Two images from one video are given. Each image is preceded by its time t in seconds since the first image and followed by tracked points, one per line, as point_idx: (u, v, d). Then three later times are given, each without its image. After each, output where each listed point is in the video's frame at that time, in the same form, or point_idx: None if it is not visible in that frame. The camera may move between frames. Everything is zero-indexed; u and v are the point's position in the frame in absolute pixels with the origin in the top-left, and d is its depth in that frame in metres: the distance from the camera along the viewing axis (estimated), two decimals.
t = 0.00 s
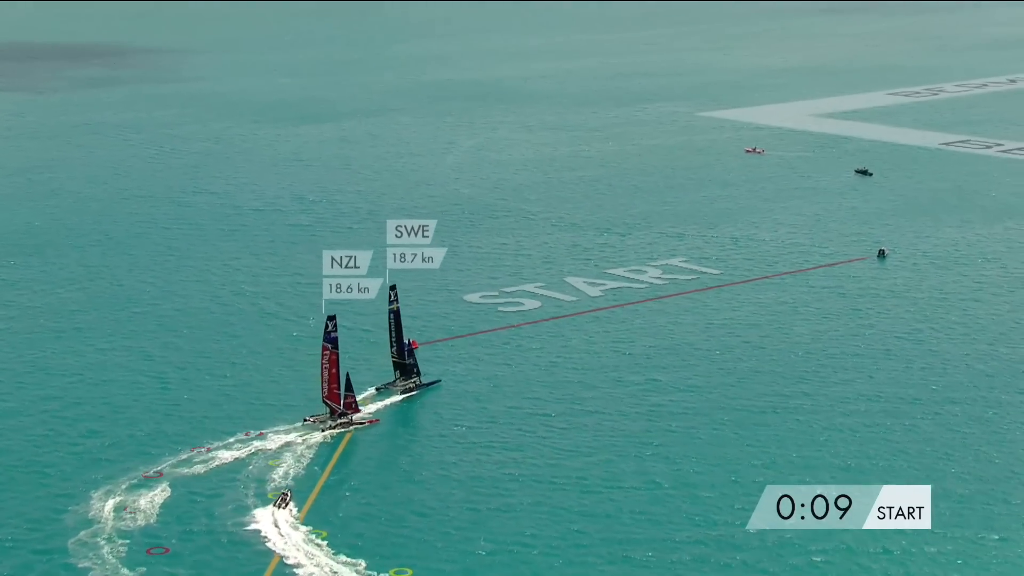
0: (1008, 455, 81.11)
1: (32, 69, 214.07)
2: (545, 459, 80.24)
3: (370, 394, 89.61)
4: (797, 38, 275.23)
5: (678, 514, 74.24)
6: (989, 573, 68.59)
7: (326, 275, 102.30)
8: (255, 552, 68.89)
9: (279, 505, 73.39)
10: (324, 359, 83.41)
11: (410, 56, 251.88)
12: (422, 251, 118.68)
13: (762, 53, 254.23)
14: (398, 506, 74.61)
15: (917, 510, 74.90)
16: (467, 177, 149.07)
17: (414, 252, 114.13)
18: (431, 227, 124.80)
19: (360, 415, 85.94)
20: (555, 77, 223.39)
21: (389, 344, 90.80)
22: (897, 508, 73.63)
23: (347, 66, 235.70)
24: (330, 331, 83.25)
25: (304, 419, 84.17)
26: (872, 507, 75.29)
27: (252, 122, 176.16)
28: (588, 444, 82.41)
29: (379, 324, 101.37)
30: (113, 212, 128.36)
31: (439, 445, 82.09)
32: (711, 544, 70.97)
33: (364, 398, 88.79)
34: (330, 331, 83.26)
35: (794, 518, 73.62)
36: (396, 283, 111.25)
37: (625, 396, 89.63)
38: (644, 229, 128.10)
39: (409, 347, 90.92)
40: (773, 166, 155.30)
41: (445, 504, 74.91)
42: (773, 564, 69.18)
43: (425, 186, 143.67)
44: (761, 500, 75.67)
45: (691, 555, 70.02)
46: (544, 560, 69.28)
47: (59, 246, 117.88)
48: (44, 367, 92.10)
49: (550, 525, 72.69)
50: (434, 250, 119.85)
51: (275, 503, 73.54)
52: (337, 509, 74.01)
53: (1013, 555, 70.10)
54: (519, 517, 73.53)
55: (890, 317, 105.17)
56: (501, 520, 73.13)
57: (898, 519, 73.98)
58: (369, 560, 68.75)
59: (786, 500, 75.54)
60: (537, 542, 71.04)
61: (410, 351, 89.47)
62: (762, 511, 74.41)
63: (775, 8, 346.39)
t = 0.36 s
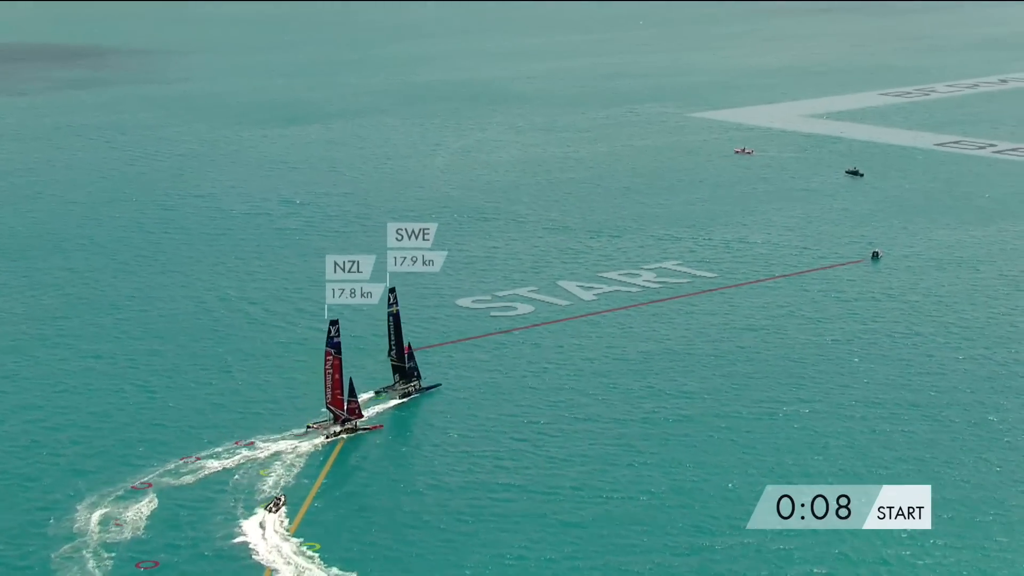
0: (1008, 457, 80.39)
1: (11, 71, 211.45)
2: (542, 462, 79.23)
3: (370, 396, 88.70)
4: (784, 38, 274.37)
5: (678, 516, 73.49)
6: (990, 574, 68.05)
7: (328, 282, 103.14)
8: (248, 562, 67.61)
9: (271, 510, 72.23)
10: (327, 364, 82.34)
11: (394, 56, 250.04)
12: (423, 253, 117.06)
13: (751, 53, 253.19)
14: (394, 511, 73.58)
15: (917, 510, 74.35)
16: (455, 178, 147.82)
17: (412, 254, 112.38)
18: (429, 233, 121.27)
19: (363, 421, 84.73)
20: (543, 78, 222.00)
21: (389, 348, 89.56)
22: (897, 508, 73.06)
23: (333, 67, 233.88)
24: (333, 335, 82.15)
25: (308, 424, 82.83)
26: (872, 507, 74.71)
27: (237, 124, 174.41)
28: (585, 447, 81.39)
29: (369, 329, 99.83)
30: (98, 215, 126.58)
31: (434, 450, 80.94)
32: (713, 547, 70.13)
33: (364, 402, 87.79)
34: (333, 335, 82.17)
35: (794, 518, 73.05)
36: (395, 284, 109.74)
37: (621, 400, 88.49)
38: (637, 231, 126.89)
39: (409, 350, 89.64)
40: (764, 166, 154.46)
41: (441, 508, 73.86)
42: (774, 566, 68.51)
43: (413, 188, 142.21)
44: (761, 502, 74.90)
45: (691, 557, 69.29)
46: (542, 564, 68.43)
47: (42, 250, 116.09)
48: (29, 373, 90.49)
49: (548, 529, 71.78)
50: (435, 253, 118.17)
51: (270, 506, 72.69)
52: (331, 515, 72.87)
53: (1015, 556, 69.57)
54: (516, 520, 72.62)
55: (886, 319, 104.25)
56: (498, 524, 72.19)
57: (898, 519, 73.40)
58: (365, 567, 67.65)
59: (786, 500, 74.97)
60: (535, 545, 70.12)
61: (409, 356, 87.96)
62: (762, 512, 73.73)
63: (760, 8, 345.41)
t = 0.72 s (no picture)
0: (1009, 459, 79.38)
1: None
2: (538, 467, 77.93)
3: (370, 400, 87.77)
4: (773, 37, 273.32)
5: (676, 518, 72.47)
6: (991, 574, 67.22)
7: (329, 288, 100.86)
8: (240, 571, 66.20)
9: (264, 514, 71.20)
10: (330, 369, 80.15)
11: (381, 57, 248.16)
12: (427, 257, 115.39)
13: (740, 53, 251.95)
14: (387, 518, 72.24)
15: (917, 510, 73.51)
16: (445, 179, 146.37)
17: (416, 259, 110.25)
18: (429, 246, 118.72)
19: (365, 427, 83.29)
20: (532, 78, 220.46)
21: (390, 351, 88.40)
22: (897, 508, 72.25)
23: (320, 67, 231.89)
24: (336, 340, 80.14)
25: (314, 430, 81.45)
26: (872, 507, 73.87)
27: (223, 125, 172.58)
28: (581, 451, 80.11)
29: (359, 333, 98.16)
30: (82, 218, 124.69)
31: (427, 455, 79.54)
32: (710, 552, 69.10)
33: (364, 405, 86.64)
34: (337, 340, 80.15)
35: (794, 518, 72.27)
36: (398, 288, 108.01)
37: (617, 404, 87.11)
38: (629, 233, 125.43)
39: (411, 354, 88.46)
40: (756, 167, 153.34)
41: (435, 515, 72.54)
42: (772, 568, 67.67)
43: (403, 190, 140.74)
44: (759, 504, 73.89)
45: (690, 561, 68.32)
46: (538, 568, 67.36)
47: (26, 254, 114.32)
48: (13, 379, 88.82)
49: (543, 533, 70.66)
50: (438, 257, 116.51)
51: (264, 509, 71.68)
52: (323, 521, 71.54)
53: (1016, 557, 68.75)
54: (512, 525, 71.45)
55: (883, 321, 103.13)
56: (493, 529, 71.02)
57: (898, 519, 72.57)
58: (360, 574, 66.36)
59: (786, 500, 74.19)
60: (531, 550, 69.01)
61: (410, 359, 86.66)
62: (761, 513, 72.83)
63: (748, 8, 343.92)
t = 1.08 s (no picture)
0: (1009, 459, 78.52)
1: None
2: (532, 472, 76.73)
3: (369, 401, 87.06)
4: (762, 36, 271.84)
5: (674, 521, 71.51)
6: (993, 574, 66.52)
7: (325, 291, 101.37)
8: None
9: (257, 517, 70.46)
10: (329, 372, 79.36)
11: (367, 56, 246.05)
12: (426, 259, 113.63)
13: (727, 52, 250.97)
14: (379, 524, 70.98)
15: (917, 510, 72.78)
16: (434, 180, 144.94)
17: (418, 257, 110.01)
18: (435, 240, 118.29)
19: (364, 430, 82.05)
20: (518, 78, 218.90)
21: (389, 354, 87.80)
22: (897, 508, 71.56)
23: (305, 66, 229.78)
24: (334, 343, 79.37)
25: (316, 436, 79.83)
26: (872, 507, 73.18)
27: (208, 125, 170.82)
28: (576, 455, 78.88)
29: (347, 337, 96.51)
30: (64, 220, 122.66)
31: (420, 460, 78.30)
32: (709, 556, 68.12)
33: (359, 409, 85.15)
34: (334, 343, 79.37)
35: (794, 519, 71.63)
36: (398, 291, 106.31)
37: (611, 407, 85.80)
38: (619, 234, 124.04)
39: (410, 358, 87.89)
40: (748, 166, 152.24)
41: (429, 521, 71.30)
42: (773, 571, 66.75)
43: (392, 190, 139.28)
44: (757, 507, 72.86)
45: (689, 566, 67.33)
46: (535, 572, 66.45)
47: (9, 255, 112.55)
48: None
49: (539, 538, 69.59)
50: (438, 259, 114.68)
51: (256, 513, 70.71)
52: (315, 528, 70.22)
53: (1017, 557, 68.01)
54: (508, 530, 70.38)
55: (877, 321, 102.05)
56: (488, 535, 69.92)
57: (898, 519, 71.89)
58: None
59: (786, 500, 73.49)
60: (527, 555, 67.97)
61: (409, 361, 85.91)
62: (760, 516, 71.89)
63: (735, 7, 342.24)
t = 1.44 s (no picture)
0: (1006, 460, 77.82)
1: None
2: (524, 475, 75.62)
3: (365, 404, 86.14)
4: (747, 35, 270.47)
5: (669, 523, 70.68)
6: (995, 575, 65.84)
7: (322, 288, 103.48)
8: None
9: (249, 519, 69.76)
10: (325, 376, 78.06)
11: (350, 55, 243.83)
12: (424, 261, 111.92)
13: (712, 50, 250.15)
14: (373, 529, 69.78)
15: (917, 510, 72.10)
16: (422, 179, 143.52)
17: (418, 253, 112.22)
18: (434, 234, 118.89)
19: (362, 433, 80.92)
20: (504, 76, 217.43)
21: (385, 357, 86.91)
22: (897, 508, 70.84)
23: (288, 65, 227.72)
24: (329, 346, 78.50)
25: (310, 440, 78.71)
26: (872, 507, 72.46)
27: (191, 125, 168.89)
28: (568, 458, 77.79)
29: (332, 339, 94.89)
30: (45, 222, 120.61)
31: (407, 463, 77.16)
32: (708, 560, 67.15)
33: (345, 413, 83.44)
34: (329, 346, 78.49)
35: (794, 518, 70.90)
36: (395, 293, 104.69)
37: (602, 410, 84.58)
38: (609, 234, 122.77)
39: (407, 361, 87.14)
40: (738, 165, 151.25)
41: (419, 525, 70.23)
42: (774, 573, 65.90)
43: (379, 190, 137.83)
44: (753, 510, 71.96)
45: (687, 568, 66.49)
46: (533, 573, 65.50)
47: None
48: None
49: (533, 542, 68.65)
50: (436, 262, 112.85)
51: (249, 517, 69.90)
52: (302, 534, 69.02)
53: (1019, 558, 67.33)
54: (501, 533, 69.45)
55: (870, 322, 101.07)
56: (482, 540, 68.82)
57: (898, 519, 71.17)
58: None
59: (786, 499, 72.77)
60: (522, 558, 67.04)
61: (407, 364, 85.21)
62: (757, 518, 71.06)
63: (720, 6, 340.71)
